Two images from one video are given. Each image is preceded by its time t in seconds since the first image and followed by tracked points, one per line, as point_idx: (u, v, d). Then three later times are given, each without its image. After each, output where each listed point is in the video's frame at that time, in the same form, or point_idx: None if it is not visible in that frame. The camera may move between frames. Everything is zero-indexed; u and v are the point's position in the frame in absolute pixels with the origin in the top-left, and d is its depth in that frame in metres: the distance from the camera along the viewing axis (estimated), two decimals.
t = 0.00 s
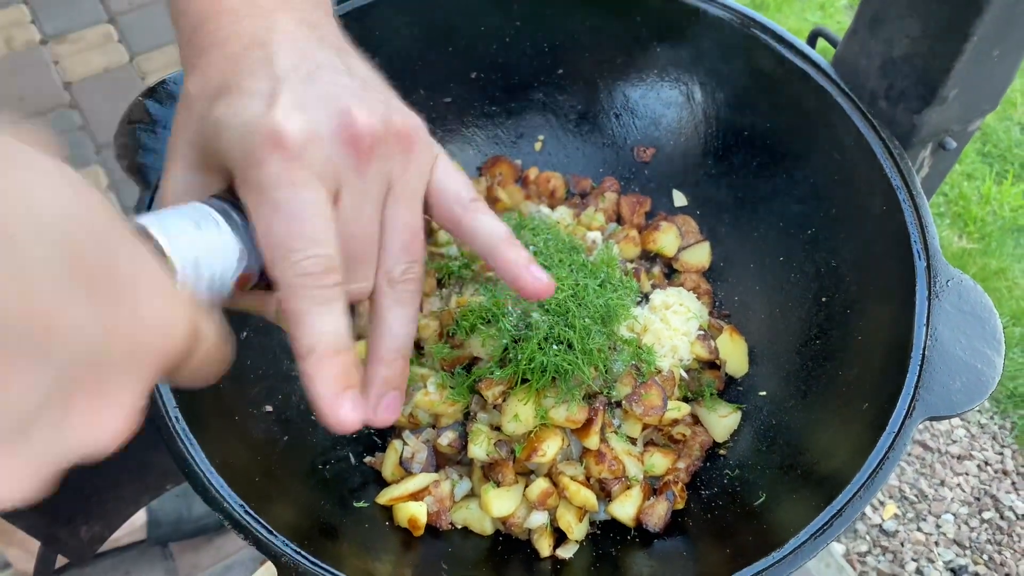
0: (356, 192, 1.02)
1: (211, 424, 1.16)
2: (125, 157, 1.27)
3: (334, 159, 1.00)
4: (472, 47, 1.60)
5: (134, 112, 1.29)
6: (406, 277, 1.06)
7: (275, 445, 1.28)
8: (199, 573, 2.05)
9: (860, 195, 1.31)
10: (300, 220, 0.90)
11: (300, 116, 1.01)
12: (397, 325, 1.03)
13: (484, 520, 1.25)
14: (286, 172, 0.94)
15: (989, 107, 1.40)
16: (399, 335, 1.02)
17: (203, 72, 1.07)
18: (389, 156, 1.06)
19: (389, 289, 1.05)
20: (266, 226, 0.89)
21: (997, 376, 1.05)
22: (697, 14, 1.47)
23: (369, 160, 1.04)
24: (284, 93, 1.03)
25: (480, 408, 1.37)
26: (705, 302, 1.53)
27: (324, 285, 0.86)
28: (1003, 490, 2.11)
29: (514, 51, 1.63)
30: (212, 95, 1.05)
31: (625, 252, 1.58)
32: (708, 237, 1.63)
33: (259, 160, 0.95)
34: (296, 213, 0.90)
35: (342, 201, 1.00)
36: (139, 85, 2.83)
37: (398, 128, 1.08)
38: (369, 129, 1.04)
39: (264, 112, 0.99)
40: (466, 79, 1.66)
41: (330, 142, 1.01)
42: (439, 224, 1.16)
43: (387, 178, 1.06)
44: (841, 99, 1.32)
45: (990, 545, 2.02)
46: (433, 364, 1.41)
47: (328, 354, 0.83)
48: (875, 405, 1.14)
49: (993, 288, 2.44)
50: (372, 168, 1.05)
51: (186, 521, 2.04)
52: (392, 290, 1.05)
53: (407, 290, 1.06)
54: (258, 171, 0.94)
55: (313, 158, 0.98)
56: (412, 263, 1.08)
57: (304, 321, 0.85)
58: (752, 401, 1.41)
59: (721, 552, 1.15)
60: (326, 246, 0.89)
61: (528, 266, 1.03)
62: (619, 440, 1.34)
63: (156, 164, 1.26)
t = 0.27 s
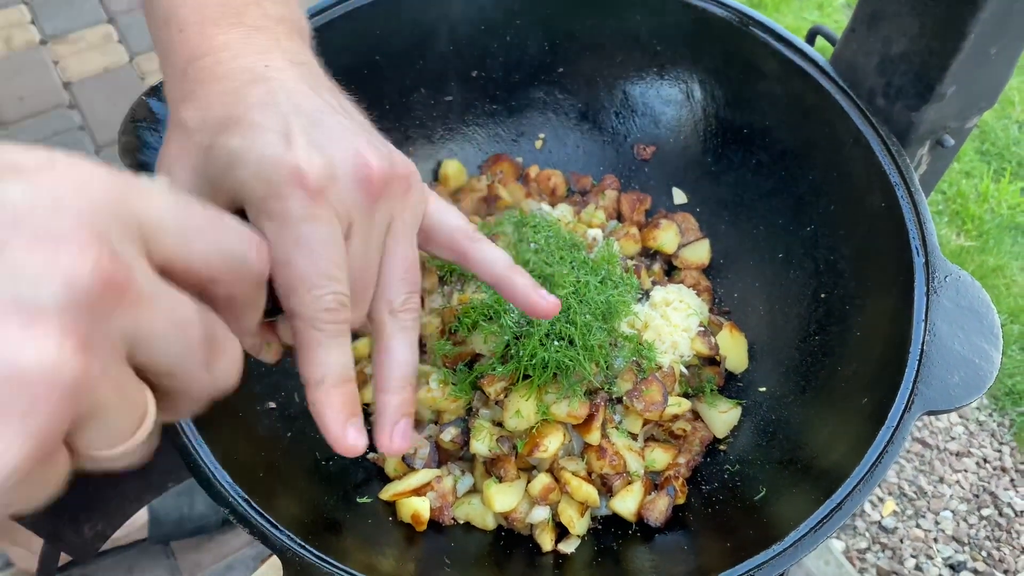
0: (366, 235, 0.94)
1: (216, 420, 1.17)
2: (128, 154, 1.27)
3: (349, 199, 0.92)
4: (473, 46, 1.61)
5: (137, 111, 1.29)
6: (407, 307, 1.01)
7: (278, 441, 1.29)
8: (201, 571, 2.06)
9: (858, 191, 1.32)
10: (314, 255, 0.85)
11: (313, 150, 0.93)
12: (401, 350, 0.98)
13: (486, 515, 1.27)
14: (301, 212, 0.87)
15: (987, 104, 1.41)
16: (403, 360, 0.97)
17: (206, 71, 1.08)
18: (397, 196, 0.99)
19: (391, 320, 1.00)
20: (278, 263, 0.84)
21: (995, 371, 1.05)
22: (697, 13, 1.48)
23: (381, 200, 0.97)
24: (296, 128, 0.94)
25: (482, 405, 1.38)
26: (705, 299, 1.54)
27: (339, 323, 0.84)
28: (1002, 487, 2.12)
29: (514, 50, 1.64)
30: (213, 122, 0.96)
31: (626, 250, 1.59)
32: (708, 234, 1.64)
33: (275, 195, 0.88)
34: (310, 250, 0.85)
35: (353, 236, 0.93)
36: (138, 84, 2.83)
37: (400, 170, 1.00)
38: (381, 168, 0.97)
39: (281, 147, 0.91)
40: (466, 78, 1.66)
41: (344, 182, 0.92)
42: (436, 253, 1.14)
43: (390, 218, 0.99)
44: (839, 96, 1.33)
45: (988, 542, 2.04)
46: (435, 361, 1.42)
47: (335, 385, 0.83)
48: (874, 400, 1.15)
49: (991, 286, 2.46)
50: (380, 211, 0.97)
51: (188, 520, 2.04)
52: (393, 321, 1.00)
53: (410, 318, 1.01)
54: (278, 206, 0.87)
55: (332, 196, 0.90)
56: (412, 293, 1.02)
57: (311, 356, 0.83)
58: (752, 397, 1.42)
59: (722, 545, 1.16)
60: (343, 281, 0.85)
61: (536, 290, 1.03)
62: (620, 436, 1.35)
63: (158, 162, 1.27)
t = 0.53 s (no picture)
0: (334, 227, 1.02)
1: (216, 418, 1.17)
2: (127, 154, 1.28)
3: (316, 198, 0.99)
4: (471, 45, 1.62)
5: (136, 110, 1.30)
6: (378, 301, 1.06)
7: (278, 439, 1.29)
8: (200, 570, 2.07)
9: (855, 190, 1.33)
10: (277, 253, 0.91)
11: (285, 147, 1.00)
12: (370, 345, 1.03)
13: (485, 513, 1.28)
14: (269, 208, 0.93)
15: (983, 103, 1.41)
16: (372, 354, 1.03)
17: (205, 74, 1.08)
18: (372, 190, 1.05)
19: (362, 314, 1.05)
20: (242, 255, 0.90)
21: (991, 368, 1.06)
22: (694, 13, 1.48)
23: (352, 196, 1.03)
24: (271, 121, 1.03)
25: (480, 403, 1.38)
26: (703, 297, 1.55)
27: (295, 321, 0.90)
28: (1000, 485, 2.13)
29: (512, 50, 1.64)
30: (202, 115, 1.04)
31: (624, 248, 1.59)
32: (705, 233, 1.65)
33: (239, 194, 0.94)
34: (272, 245, 0.91)
35: (319, 235, 1.00)
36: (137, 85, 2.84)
37: (377, 164, 1.06)
38: (352, 167, 1.02)
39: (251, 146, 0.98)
40: (465, 77, 1.67)
41: (312, 180, 0.99)
42: (418, 244, 1.16)
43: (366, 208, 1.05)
44: (836, 95, 1.34)
45: (987, 540, 2.05)
46: (434, 359, 1.43)
47: (293, 380, 0.88)
48: (871, 397, 1.15)
49: (989, 284, 2.46)
50: (352, 203, 1.03)
51: (188, 519, 2.03)
52: (364, 314, 1.05)
53: (381, 312, 1.06)
54: (238, 202, 0.94)
55: (296, 193, 0.97)
56: (385, 287, 1.07)
57: (275, 351, 0.90)
58: (749, 395, 1.43)
59: (720, 542, 1.17)
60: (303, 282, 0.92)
61: (505, 293, 1.03)
62: (619, 434, 1.35)
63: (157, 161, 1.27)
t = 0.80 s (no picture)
0: (357, 80, 1.06)
1: (216, 415, 1.18)
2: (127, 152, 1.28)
3: (326, 40, 1.07)
4: (470, 44, 1.63)
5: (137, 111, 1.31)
6: (426, 175, 1.07)
7: (278, 436, 1.30)
8: (199, 569, 2.07)
9: (851, 187, 1.34)
10: (295, 100, 0.93)
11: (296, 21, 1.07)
12: (418, 225, 1.06)
13: (483, 509, 1.28)
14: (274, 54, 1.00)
15: (979, 100, 1.42)
16: (419, 236, 1.06)
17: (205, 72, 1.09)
18: (389, 37, 1.14)
19: (409, 188, 1.06)
20: (255, 113, 0.91)
21: (986, 364, 1.07)
22: (691, 11, 1.49)
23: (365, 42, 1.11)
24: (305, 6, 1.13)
25: (479, 400, 1.39)
26: (700, 295, 1.55)
27: (317, 174, 0.89)
28: (998, 482, 2.14)
29: (510, 49, 1.65)
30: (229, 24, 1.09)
31: (622, 246, 1.60)
32: (703, 230, 1.65)
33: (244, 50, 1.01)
34: (285, 93, 0.94)
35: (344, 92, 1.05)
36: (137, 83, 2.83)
37: (392, 16, 1.17)
38: (364, 16, 1.13)
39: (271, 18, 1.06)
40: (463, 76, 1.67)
41: (318, 27, 1.09)
42: (453, 119, 1.23)
43: (392, 64, 1.12)
44: (832, 93, 1.34)
45: (985, 537, 2.05)
46: (433, 356, 1.44)
47: (325, 246, 0.87)
48: (867, 393, 1.16)
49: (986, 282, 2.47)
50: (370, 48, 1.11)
51: (188, 519, 2.04)
52: (411, 188, 1.06)
53: (428, 188, 1.07)
54: (245, 58, 1.00)
55: (304, 44, 1.04)
56: (433, 160, 1.08)
57: (302, 209, 0.88)
58: (747, 391, 1.43)
59: (717, 537, 1.17)
60: (323, 135, 0.91)
61: (552, 145, 1.04)
62: (617, 430, 1.36)
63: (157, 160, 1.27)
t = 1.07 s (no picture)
0: (348, 32, 1.13)
1: (218, 412, 1.19)
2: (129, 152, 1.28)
3: None
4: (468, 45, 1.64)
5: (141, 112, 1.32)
6: (410, 118, 1.18)
7: (279, 433, 1.31)
8: (200, 568, 2.08)
9: (847, 187, 1.35)
10: (291, 32, 0.97)
11: None
12: (401, 170, 1.16)
13: (483, 506, 1.29)
14: None
15: (973, 101, 1.43)
16: (401, 178, 1.16)
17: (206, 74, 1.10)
18: None
19: (395, 132, 1.17)
20: (253, 36, 0.97)
21: (979, 361, 1.09)
22: (688, 12, 1.50)
23: None
24: None
25: (478, 398, 1.40)
26: (697, 294, 1.56)
27: (316, 83, 0.95)
28: (994, 480, 2.15)
29: (509, 51, 1.66)
30: None
31: (620, 245, 1.61)
32: (700, 230, 1.67)
33: None
34: (287, 28, 0.98)
35: (333, 33, 1.11)
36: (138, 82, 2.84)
37: None
38: None
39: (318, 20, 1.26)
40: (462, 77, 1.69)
41: None
42: (437, 72, 1.33)
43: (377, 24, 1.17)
44: (828, 93, 1.35)
45: (981, 534, 2.07)
46: (433, 355, 1.45)
47: (320, 159, 0.92)
48: (862, 390, 1.17)
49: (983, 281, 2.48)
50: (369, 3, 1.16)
51: (188, 518, 2.05)
52: (396, 130, 1.17)
53: (411, 131, 1.18)
54: None
55: None
56: (415, 104, 1.19)
57: (301, 125, 0.93)
58: (744, 389, 1.45)
59: (714, 533, 1.19)
60: (319, 57, 0.97)
61: (538, 96, 1.18)
62: (615, 427, 1.37)
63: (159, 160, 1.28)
